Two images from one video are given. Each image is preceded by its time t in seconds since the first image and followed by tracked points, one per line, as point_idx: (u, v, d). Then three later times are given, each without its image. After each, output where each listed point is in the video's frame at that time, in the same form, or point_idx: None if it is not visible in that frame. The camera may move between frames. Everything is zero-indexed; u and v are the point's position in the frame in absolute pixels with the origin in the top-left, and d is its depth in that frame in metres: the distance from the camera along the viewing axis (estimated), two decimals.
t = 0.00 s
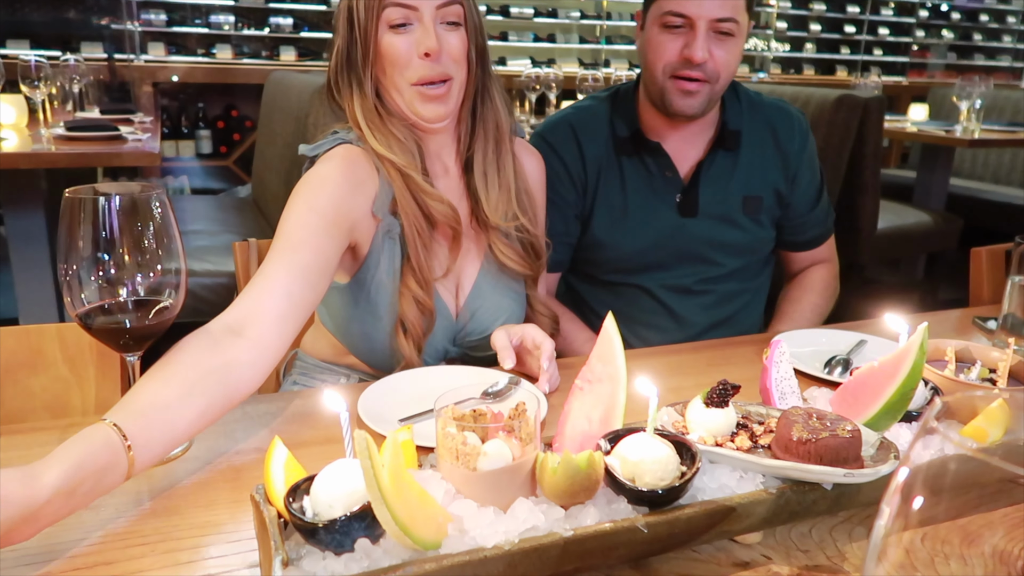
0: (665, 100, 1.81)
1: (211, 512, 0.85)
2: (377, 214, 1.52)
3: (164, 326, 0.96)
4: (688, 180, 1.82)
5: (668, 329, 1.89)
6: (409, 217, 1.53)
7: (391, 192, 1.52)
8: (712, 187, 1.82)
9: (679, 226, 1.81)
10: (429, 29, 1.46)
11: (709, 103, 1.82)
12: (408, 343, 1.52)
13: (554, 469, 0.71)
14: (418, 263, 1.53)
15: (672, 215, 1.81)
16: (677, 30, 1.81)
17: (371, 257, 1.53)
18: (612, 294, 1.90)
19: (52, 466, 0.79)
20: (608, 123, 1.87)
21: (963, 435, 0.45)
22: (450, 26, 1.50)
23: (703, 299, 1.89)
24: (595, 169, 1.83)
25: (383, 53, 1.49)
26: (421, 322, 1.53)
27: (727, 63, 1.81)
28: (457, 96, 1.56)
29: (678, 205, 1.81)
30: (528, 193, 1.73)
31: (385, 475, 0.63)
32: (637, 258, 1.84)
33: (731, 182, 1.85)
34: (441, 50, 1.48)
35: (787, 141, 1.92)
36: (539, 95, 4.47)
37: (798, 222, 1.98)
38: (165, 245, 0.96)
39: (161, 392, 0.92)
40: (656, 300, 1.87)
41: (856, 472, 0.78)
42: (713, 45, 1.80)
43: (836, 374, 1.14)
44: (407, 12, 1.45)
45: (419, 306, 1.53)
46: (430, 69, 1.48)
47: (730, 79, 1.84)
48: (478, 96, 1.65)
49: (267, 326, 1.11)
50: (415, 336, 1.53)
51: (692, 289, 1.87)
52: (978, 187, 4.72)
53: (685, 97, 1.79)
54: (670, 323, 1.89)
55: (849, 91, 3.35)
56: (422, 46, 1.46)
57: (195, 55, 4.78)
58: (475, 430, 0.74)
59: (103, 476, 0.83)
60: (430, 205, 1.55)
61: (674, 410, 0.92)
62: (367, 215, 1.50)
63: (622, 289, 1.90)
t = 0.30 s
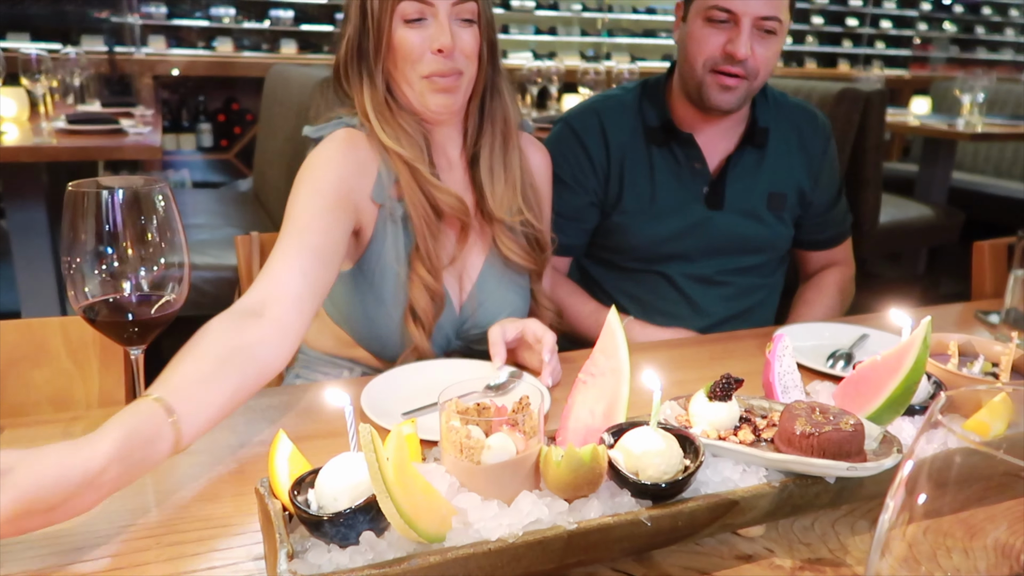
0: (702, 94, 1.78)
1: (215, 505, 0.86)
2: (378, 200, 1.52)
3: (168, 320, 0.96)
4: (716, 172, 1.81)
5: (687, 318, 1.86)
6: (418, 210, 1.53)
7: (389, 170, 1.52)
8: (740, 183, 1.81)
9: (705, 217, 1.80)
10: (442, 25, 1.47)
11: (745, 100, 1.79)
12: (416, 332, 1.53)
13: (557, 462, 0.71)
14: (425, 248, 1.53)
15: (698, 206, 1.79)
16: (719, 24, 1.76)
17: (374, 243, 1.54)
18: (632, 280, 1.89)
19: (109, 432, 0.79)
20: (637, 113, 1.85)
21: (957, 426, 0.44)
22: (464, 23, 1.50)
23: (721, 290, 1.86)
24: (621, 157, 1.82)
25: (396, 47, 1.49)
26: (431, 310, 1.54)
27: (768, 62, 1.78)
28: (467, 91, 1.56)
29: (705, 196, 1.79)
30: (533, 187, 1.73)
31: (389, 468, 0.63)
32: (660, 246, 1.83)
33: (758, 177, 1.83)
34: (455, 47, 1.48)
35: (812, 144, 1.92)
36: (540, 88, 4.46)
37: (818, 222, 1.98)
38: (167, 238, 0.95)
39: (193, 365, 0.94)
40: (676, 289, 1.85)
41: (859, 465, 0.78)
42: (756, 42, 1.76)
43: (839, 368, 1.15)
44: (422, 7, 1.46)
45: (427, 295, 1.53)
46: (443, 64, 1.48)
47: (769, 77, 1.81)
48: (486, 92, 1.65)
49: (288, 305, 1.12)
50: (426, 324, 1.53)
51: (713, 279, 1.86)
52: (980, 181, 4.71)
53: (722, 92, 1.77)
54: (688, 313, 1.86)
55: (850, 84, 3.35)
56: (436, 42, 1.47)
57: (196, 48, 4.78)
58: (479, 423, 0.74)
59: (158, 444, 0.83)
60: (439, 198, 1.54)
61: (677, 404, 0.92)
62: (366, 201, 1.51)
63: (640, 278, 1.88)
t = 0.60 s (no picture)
0: (715, 91, 1.78)
1: (220, 498, 0.86)
2: (361, 184, 1.53)
3: (174, 312, 0.96)
4: (734, 171, 1.81)
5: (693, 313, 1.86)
6: (404, 202, 1.53)
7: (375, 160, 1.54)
8: (756, 183, 1.81)
9: (719, 216, 1.80)
10: (453, 23, 1.47)
11: (760, 99, 1.78)
12: (406, 318, 1.51)
13: (564, 460, 0.71)
14: (413, 237, 1.52)
15: (713, 204, 1.79)
16: (735, 22, 1.77)
17: (361, 225, 1.55)
18: (643, 274, 1.88)
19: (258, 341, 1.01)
20: (655, 108, 1.84)
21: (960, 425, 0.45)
22: (474, 21, 1.50)
23: (728, 286, 1.87)
24: (638, 150, 1.80)
25: (406, 42, 1.49)
26: (419, 297, 1.52)
27: (784, 61, 1.78)
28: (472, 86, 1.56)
29: (720, 195, 1.80)
30: (534, 180, 1.72)
31: (398, 463, 0.63)
32: (673, 242, 1.82)
33: (773, 178, 1.83)
34: (465, 45, 1.48)
35: (826, 149, 1.93)
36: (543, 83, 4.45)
37: (827, 225, 1.99)
38: (174, 230, 0.96)
39: (290, 310, 1.09)
40: (687, 285, 1.85)
41: (864, 466, 0.78)
42: (771, 41, 1.76)
43: (842, 367, 1.14)
44: (434, 2, 1.46)
45: (416, 282, 1.52)
46: (452, 60, 1.48)
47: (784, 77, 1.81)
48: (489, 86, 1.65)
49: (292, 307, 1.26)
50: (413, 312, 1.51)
51: (723, 277, 1.86)
52: (982, 181, 4.71)
53: (736, 91, 1.76)
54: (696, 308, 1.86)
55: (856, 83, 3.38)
56: (446, 40, 1.47)
57: (198, 40, 4.73)
58: (486, 420, 0.74)
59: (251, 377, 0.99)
60: (429, 192, 1.53)
61: (681, 402, 0.92)
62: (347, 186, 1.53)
63: (650, 272, 1.87)
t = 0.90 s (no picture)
0: (727, 94, 1.77)
1: (231, 492, 0.86)
2: (355, 185, 1.55)
3: (187, 304, 0.96)
4: (748, 175, 1.80)
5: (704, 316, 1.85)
6: (395, 199, 1.52)
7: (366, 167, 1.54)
8: (768, 188, 1.81)
9: (732, 220, 1.79)
10: (464, 18, 1.46)
11: (772, 102, 1.77)
12: (394, 316, 1.50)
13: (579, 461, 0.71)
14: (402, 235, 1.51)
15: (726, 208, 1.79)
16: (747, 24, 1.76)
17: (359, 222, 1.55)
18: (654, 276, 1.87)
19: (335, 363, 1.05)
20: (668, 111, 1.83)
21: (985, 431, 0.44)
22: (484, 17, 1.50)
23: (739, 289, 1.86)
24: (649, 153, 1.80)
25: (416, 37, 1.49)
26: (407, 296, 1.51)
27: (797, 65, 1.77)
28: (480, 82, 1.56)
29: (733, 200, 1.79)
30: (541, 174, 1.71)
31: (416, 462, 0.63)
32: (685, 245, 1.82)
33: (785, 182, 1.83)
34: (474, 41, 1.48)
35: (838, 151, 1.92)
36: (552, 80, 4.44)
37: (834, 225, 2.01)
38: (189, 223, 0.95)
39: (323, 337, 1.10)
40: (699, 287, 1.84)
41: (879, 472, 0.77)
42: (784, 43, 1.75)
43: (854, 371, 1.14)
44: None
45: (404, 280, 1.51)
46: (460, 55, 1.48)
47: (797, 81, 1.79)
48: (496, 82, 1.64)
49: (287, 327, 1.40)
50: (401, 310, 1.50)
51: (734, 279, 1.86)
52: (991, 186, 4.69)
53: (747, 94, 1.75)
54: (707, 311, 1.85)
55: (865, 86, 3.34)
56: (455, 34, 1.46)
57: (207, 31, 4.72)
58: (501, 419, 0.74)
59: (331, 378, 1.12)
60: (423, 188, 1.53)
61: (695, 405, 0.92)
62: (343, 189, 1.55)
63: (661, 274, 1.87)
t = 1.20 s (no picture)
0: (732, 93, 1.77)
1: (245, 489, 0.86)
2: (361, 186, 1.55)
3: (201, 301, 0.96)
4: (752, 174, 1.80)
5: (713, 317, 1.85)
6: (403, 198, 1.52)
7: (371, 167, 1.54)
8: (774, 187, 1.80)
9: (739, 220, 1.79)
10: (474, 15, 1.46)
11: (778, 100, 1.76)
12: (403, 314, 1.49)
13: (595, 460, 0.71)
14: (408, 232, 1.51)
15: (733, 208, 1.79)
16: (751, 22, 1.75)
17: (366, 222, 1.55)
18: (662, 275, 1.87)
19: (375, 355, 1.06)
20: (675, 109, 1.83)
21: (1009, 433, 0.45)
22: (492, 14, 1.49)
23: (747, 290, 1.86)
24: (655, 151, 1.80)
25: (424, 34, 1.49)
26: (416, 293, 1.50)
27: (802, 62, 1.76)
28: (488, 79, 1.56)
29: (739, 199, 1.79)
30: (548, 170, 1.70)
31: (433, 460, 0.63)
32: (692, 245, 1.81)
33: (791, 182, 1.82)
34: (482, 38, 1.48)
35: (848, 149, 1.91)
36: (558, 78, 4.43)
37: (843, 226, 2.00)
38: (202, 219, 0.95)
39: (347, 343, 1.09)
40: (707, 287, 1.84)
41: (894, 473, 0.77)
42: (789, 41, 1.74)
43: (865, 372, 1.14)
44: None
45: (412, 278, 1.50)
46: (469, 53, 1.48)
47: (803, 78, 1.78)
48: (503, 79, 1.64)
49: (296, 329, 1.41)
50: (410, 307, 1.49)
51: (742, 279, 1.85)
52: (999, 187, 4.67)
53: (753, 92, 1.74)
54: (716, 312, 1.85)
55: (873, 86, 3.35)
56: (464, 31, 1.46)
57: (215, 28, 4.72)
58: (516, 418, 0.74)
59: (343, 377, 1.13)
60: (429, 185, 1.53)
61: (708, 405, 0.91)
62: (350, 190, 1.55)
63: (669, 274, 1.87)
